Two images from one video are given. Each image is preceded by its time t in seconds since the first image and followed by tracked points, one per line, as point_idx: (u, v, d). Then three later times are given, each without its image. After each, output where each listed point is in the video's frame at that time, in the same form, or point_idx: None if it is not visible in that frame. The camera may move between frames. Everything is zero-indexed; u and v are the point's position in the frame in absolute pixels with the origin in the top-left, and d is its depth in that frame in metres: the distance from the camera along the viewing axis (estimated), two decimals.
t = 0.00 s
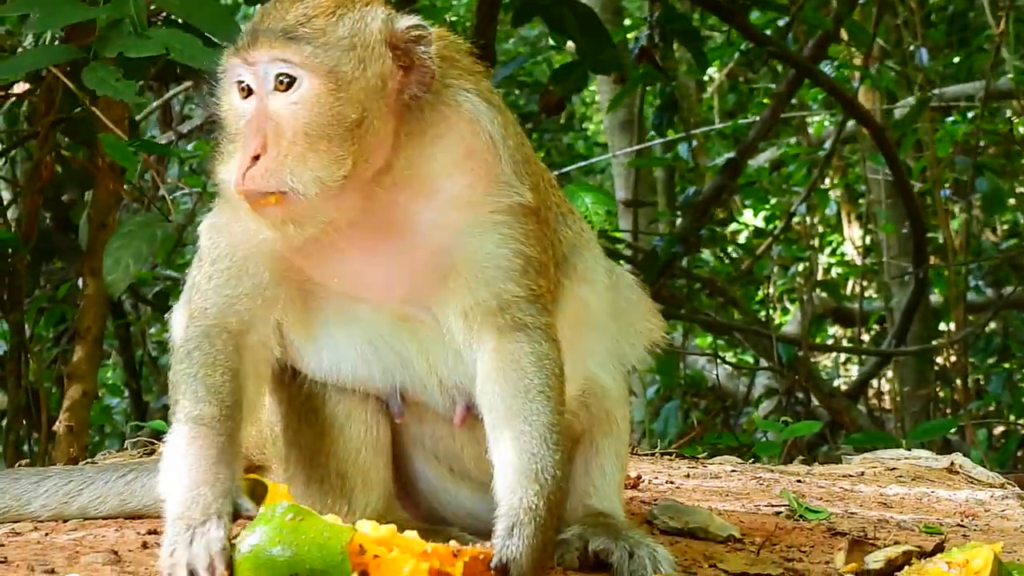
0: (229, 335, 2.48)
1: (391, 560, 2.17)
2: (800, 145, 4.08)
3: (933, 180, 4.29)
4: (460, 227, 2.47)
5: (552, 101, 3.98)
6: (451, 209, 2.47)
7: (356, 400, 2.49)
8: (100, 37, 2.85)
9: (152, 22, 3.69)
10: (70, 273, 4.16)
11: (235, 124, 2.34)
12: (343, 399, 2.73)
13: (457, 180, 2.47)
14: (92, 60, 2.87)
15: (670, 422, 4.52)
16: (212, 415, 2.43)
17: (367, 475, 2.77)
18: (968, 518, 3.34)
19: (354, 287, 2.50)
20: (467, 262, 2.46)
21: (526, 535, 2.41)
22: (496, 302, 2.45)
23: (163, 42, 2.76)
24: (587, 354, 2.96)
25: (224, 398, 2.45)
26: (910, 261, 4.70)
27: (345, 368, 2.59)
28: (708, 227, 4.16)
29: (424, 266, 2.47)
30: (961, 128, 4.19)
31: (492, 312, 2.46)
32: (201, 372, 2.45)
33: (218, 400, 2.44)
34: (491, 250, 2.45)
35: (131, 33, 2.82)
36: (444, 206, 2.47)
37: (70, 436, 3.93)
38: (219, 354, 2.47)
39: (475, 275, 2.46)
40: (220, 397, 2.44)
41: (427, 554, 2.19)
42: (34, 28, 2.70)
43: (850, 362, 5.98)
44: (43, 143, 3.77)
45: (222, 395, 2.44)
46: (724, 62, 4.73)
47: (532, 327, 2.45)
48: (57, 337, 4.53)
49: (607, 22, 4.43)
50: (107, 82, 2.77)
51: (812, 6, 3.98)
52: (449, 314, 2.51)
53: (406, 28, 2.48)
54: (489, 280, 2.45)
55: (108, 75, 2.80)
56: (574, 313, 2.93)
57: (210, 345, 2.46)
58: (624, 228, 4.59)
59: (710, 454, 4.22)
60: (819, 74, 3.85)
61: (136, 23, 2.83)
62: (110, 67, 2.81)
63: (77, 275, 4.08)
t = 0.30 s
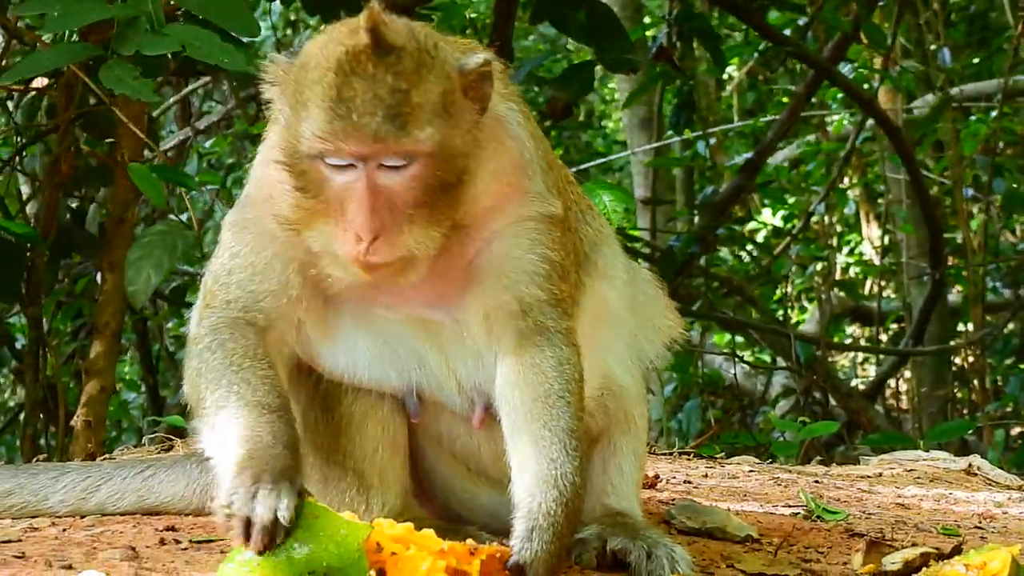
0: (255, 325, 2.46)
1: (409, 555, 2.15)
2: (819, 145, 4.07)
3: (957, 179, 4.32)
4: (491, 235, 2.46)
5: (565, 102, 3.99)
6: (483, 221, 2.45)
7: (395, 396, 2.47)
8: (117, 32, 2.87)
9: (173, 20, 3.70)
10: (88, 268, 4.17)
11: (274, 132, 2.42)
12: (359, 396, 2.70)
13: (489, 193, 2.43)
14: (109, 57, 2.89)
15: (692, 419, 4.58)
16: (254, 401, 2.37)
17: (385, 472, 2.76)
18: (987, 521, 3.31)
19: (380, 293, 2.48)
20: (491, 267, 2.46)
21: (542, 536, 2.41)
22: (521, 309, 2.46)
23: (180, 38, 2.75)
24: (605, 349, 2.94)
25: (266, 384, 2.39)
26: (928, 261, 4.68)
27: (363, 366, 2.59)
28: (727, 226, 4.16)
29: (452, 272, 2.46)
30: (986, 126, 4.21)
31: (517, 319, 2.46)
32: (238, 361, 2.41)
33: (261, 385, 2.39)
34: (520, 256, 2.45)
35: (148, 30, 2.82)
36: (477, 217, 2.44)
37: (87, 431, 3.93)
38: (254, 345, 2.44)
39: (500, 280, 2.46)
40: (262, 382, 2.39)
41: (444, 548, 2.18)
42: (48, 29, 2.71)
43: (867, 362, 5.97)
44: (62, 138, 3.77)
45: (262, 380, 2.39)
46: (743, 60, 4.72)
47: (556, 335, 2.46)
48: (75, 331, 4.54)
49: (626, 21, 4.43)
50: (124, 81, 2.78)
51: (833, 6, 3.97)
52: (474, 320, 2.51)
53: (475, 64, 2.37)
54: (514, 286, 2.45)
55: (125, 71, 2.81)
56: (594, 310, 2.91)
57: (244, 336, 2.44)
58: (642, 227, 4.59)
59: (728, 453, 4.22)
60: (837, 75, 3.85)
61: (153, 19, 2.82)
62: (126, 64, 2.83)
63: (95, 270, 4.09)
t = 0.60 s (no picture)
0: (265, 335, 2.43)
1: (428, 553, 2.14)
2: (836, 146, 4.08)
3: (969, 183, 4.20)
4: (515, 238, 2.47)
5: (584, 103, 4.00)
6: (512, 226, 2.47)
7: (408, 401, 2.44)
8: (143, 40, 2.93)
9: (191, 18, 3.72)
10: (105, 267, 4.19)
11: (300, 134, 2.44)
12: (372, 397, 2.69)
13: (518, 198, 2.46)
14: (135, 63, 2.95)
15: (703, 423, 4.49)
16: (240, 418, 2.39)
17: (400, 473, 2.74)
18: (1004, 522, 3.30)
19: (402, 296, 2.48)
20: (515, 270, 2.47)
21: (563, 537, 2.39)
22: (543, 313, 2.47)
23: (204, 45, 2.82)
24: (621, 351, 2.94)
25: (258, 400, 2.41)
26: (945, 263, 4.66)
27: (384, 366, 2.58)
28: (744, 227, 4.16)
29: (478, 275, 2.47)
30: (998, 129, 4.13)
31: (539, 324, 2.47)
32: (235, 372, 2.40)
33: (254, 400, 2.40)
34: (544, 258, 2.46)
35: (171, 38, 2.87)
36: (503, 222, 2.46)
37: (104, 429, 3.94)
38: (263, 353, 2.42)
39: (523, 283, 2.47)
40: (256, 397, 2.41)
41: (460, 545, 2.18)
42: (74, 38, 2.79)
43: (885, 364, 5.96)
44: (80, 137, 3.79)
45: (255, 395, 2.40)
46: (761, 62, 4.73)
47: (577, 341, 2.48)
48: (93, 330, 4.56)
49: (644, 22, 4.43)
50: (149, 90, 2.85)
51: (850, 6, 3.97)
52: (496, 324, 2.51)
53: (509, 74, 2.44)
54: (538, 290, 2.47)
55: (151, 80, 2.88)
56: (611, 311, 2.92)
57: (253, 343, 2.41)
58: (659, 227, 4.60)
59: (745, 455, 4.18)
60: (855, 76, 3.86)
61: (178, 26, 2.88)
62: (152, 73, 2.89)
63: (111, 269, 4.10)
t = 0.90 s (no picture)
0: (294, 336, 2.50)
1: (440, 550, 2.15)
2: (853, 150, 4.08)
3: (986, 187, 4.17)
4: (522, 234, 2.48)
5: (601, 105, 4.00)
6: (517, 219, 2.47)
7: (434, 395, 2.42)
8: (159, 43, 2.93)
9: (210, 19, 3.76)
10: (120, 266, 4.20)
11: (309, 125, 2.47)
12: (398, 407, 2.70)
13: (524, 191, 2.46)
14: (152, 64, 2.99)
15: (720, 424, 4.41)
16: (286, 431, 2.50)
17: (415, 474, 2.73)
18: (1018, 528, 3.29)
19: (412, 284, 2.47)
20: (520, 265, 2.48)
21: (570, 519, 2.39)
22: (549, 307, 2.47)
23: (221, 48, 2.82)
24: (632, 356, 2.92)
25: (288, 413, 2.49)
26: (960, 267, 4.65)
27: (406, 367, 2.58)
28: (760, 230, 4.15)
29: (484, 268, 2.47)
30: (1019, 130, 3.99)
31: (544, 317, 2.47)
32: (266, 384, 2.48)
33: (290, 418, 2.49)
34: (551, 256, 2.47)
35: (189, 40, 2.91)
36: (509, 216, 2.46)
37: (117, 430, 3.93)
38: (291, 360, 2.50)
39: (529, 279, 2.47)
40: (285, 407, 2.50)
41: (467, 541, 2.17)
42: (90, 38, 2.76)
43: (898, 368, 5.95)
44: (97, 137, 3.80)
45: (282, 404, 2.48)
46: (778, 65, 4.73)
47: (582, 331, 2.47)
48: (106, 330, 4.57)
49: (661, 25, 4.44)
50: (166, 93, 2.89)
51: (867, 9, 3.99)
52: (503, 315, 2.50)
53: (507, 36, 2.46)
54: (544, 285, 2.47)
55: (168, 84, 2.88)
56: (623, 312, 2.90)
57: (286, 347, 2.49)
58: (674, 230, 4.59)
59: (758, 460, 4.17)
60: (873, 79, 3.87)
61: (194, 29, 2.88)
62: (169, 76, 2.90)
63: (126, 268, 4.12)
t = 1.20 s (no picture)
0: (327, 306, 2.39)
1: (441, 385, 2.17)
2: (870, 157, 4.08)
3: (1004, 195, 4.15)
4: (546, 205, 2.45)
5: (618, 110, 4.02)
6: (540, 189, 2.45)
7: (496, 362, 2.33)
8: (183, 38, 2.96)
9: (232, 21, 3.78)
10: (137, 268, 4.23)
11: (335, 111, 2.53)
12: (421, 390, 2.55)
13: (546, 165, 2.46)
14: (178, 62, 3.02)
15: (735, 431, 4.36)
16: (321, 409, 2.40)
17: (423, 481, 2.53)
18: None
19: (433, 263, 2.42)
20: (548, 238, 2.44)
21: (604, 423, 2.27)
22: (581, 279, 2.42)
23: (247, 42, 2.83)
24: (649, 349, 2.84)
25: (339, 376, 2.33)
26: (977, 275, 4.65)
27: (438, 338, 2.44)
28: (777, 237, 4.16)
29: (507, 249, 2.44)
30: None
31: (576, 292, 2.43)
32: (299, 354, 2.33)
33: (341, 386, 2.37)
34: (577, 221, 2.43)
35: (213, 34, 2.94)
36: (535, 197, 2.44)
37: (133, 432, 3.96)
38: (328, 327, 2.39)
39: (556, 249, 2.43)
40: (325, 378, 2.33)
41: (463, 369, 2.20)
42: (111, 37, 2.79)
43: (916, 375, 5.95)
44: (114, 139, 3.83)
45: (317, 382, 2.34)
46: (795, 71, 4.74)
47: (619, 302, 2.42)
48: (124, 330, 4.60)
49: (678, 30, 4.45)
50: (193, 88, 2.93)
51: (884, 16, 3.99)
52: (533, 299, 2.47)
53: (526, 16, 2.53)
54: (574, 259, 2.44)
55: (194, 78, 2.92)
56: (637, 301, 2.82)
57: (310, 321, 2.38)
58: (691, 236, 4.61)
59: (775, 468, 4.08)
60: (889, 86, 3.87)
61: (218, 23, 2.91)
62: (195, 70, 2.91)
63: (144, 270, 4.14)
